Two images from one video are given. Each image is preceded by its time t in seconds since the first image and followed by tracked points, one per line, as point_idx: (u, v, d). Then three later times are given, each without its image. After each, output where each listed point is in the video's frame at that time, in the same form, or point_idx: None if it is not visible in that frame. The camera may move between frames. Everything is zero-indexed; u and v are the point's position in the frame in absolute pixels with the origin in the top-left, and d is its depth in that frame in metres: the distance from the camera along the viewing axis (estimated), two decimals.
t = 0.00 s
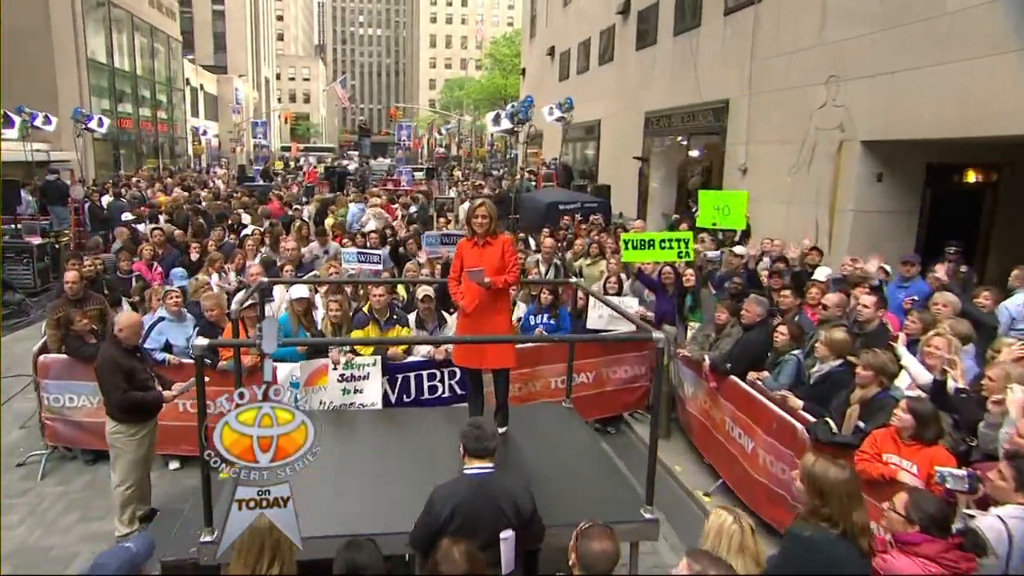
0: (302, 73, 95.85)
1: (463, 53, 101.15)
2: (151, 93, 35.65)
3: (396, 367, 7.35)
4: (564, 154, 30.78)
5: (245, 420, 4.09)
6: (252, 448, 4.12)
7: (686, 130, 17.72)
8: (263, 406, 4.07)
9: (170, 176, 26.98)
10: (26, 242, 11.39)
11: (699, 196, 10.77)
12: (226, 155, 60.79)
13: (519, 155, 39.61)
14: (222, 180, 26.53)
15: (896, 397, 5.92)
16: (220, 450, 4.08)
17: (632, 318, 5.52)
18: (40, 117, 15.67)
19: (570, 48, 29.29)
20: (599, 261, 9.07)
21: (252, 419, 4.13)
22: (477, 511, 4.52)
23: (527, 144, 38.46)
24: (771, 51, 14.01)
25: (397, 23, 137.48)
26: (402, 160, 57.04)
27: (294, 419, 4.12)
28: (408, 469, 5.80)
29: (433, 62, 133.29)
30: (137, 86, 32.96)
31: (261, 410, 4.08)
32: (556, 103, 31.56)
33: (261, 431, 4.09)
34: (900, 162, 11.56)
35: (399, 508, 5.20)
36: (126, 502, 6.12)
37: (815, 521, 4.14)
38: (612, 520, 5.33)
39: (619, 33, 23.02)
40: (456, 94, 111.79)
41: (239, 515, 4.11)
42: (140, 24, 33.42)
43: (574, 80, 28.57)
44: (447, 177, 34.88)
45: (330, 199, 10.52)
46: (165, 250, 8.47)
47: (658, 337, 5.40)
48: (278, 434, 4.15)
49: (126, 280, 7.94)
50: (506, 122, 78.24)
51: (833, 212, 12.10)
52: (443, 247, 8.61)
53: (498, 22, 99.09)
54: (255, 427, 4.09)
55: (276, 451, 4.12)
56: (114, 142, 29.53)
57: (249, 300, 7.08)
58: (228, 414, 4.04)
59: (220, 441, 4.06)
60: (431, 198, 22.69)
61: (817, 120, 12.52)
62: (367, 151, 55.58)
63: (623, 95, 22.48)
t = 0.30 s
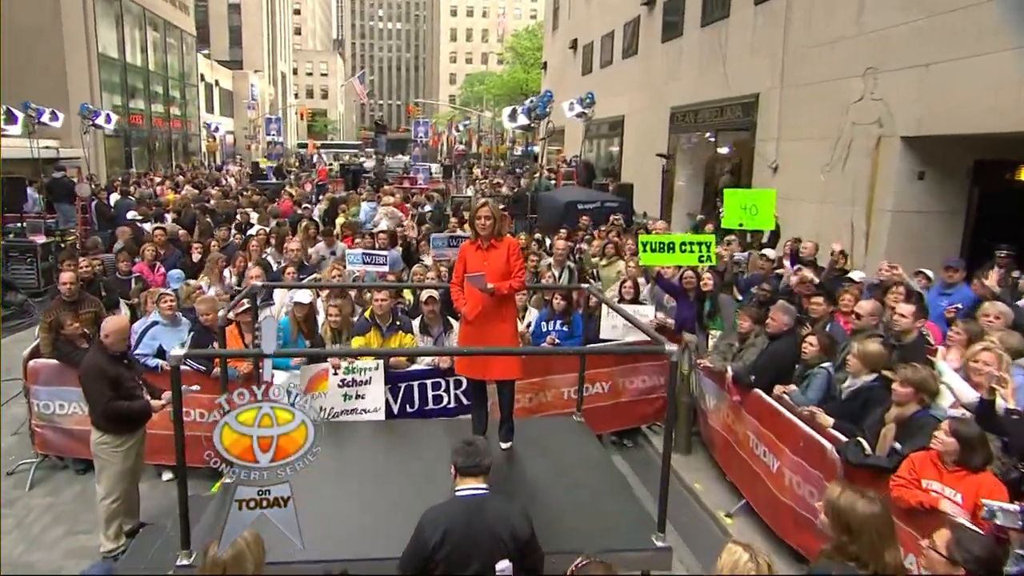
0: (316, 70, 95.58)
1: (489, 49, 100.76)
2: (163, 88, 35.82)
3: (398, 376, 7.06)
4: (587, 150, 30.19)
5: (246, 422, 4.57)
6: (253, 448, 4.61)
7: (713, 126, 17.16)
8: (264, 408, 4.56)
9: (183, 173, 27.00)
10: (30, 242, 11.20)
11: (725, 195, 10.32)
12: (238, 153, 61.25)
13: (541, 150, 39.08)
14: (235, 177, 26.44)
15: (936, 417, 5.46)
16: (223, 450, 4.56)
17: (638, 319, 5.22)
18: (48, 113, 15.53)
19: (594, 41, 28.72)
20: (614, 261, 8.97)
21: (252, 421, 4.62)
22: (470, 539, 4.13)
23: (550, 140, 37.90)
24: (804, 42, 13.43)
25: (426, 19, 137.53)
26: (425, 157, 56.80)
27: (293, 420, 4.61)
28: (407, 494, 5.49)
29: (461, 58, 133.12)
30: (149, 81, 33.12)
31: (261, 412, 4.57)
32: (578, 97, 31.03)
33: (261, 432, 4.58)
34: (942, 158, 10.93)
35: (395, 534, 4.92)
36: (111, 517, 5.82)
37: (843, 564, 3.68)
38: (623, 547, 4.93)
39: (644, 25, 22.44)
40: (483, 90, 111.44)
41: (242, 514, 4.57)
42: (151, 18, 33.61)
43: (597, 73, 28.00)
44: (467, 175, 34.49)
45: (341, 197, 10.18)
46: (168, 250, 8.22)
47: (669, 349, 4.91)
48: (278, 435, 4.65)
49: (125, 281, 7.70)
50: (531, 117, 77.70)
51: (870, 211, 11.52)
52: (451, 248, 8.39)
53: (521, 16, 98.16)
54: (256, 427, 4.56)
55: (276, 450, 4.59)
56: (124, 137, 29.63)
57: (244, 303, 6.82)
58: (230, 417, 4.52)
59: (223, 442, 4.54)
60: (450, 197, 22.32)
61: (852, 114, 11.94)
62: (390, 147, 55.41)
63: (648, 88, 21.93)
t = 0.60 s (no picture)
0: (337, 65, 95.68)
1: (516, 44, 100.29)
2: (176, 84, 36.16)
3: (400, 385, 6.79)
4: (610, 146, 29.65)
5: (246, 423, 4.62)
6: (254, 449, 4.67)
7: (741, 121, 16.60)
8: (263, 410, 4.60)
9: (193, 171, 27.22)
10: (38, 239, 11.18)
11: (754, 195, 9.81)
12: (255, 149, 61.64)
13: (565, 146, 38.56)
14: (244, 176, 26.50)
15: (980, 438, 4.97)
16: (224, 450, 4.64)
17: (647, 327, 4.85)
18: (55, 109, 15.58)
19: (618, 34, 28.16)
20: (632, 262, 8.94)
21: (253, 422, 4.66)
22: (457, 566, 3.76)
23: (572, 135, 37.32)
24: (840, 33, 12.86)
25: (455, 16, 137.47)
26: (447, 153, 56.49)
27: (293, 421, 4.65)
28: (408, 498, 5.33)
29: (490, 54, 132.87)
30: (161, 76, 33.39)
31: (261, 413, 4.61)
32: (601, 91, 30.49)
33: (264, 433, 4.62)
34: (989, 154, 10.29)
35: (394, 539, 4.78)
36: (95, 532, 5.54)
37: None
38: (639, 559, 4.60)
39: (670, 17, 21.88)
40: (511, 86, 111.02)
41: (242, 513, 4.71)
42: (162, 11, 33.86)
43: (621, 67, 27.45)
44: (488, 173, 34.16)
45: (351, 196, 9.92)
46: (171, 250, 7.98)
47: (681, 362, 4.47)
48: (277, 435, 4.69)
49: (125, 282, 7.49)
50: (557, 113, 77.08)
51: (909, 211, 10.91)
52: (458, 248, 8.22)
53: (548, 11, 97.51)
54: (256, 428, 4.61)
55: (276, 450, 4.65)
56: (135, 135, 29.96)
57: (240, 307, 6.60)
58: (230, 419, 4.57)
59: (224, 442, 4.62)
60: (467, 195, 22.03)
61: (890, 109, 11.36)
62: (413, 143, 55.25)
63: (674, 82, 21.39)
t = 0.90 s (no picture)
0: (353, 58, 95.93)
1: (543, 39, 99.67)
2: (188, 79, 36.46)
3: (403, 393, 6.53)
4: (634, 141, 29.07)
5: (246, 421, 4.32)
6: (253, 449, 4.34)
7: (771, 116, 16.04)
8: (263, 407, 4.27)
9: (202, 167, 27.43)
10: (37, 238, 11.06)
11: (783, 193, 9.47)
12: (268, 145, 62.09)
13: (588, 140, 38.00)
14: (255, 172, 26.55)
15: None
16: (221, 450, 4.31)
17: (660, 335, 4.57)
18: (57, 104, 15.56)
19: (642, 25, 27.57)
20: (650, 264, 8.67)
21: (252, 420, 4.34)
22: None
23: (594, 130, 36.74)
24: (878, 23, 12.28)
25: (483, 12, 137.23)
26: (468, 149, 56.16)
27: (293, 419, 4.31)
28: (409, 504, 5.17)
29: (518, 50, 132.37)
30: (172, 71, 33.75)
31: (261, 411, 4.29)
32: (624, 84, 29.92)
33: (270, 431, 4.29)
34: None
35: (395, 544, 4.62)
36: (77, 546, 5.26)
37: None
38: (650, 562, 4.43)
39: (697, 7, 21.29)
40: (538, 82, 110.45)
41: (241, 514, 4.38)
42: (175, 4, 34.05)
43: (646, 59, 26.86)
44: (508, 170, 33.81)
45: (360, 193, 9.64)
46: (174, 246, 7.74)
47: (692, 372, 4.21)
48: (278, 434, 4.35)
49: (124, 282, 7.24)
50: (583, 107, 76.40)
51: (953, 211, 10.29)
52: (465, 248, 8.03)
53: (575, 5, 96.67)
54: (255, 426, 4.29)
55: (276, 450, 4.32)
56: (144, 131, 30.30)
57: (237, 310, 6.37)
58: (228, 415, 4.25)
59: (221, 442, 4.29)
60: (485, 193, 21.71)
61: (932, 101, 10.76)
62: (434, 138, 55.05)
63: (701, 76, 20.82)
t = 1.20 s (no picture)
0: (367, 52, 96.15)
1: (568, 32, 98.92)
2: (193, 73, 37.27)
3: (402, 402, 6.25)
4: (657, 137, 28.53)
5: (246, 422, 4.19)
6: (253, 449, 4.19)
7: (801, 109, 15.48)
8: (263, 406, 4.15)
9: (210, 163, 27.72)
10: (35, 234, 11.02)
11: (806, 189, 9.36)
12: (280, 140, 62.65)
13: (610, 133, 37.42)
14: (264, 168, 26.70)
15: None
16: (221, 450, 4.17)
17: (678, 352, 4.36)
18: (58, 98, 15.65)
19: (666, 16, 26.98)
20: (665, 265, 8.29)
21: (252, 421, 4.22)
22: None
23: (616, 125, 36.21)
24: (915, 10, 11.70)
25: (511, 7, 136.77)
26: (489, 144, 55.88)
27: (294, 418, 4.19)
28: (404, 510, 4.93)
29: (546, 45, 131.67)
30: (179, 64, 34.46)
31: (260, 411, 4.18)
32: (646, 76, 29.35)
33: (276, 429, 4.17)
34: None
35: (396, 545, 4.42)
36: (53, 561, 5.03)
37: None
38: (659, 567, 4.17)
39: None
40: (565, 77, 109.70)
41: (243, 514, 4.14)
42: None
43: (670, 51, 26.28)
44: (527, 167, 33.47)
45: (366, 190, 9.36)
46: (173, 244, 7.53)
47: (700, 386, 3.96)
48: (278, 434, 4.21)
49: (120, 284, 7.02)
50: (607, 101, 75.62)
51: (997, 208, 9.70)
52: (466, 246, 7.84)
53: None
54: (256, 426, 4.16)
55: (276, 450, 4.17)
56: (149, 126, 30.96)
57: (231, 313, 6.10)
58: (227, 416, 4.13)
59: (221, 442, 4.15)
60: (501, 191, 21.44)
61: (975, 92, 10.18)
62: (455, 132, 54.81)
63: (727, 68, 20.25)
